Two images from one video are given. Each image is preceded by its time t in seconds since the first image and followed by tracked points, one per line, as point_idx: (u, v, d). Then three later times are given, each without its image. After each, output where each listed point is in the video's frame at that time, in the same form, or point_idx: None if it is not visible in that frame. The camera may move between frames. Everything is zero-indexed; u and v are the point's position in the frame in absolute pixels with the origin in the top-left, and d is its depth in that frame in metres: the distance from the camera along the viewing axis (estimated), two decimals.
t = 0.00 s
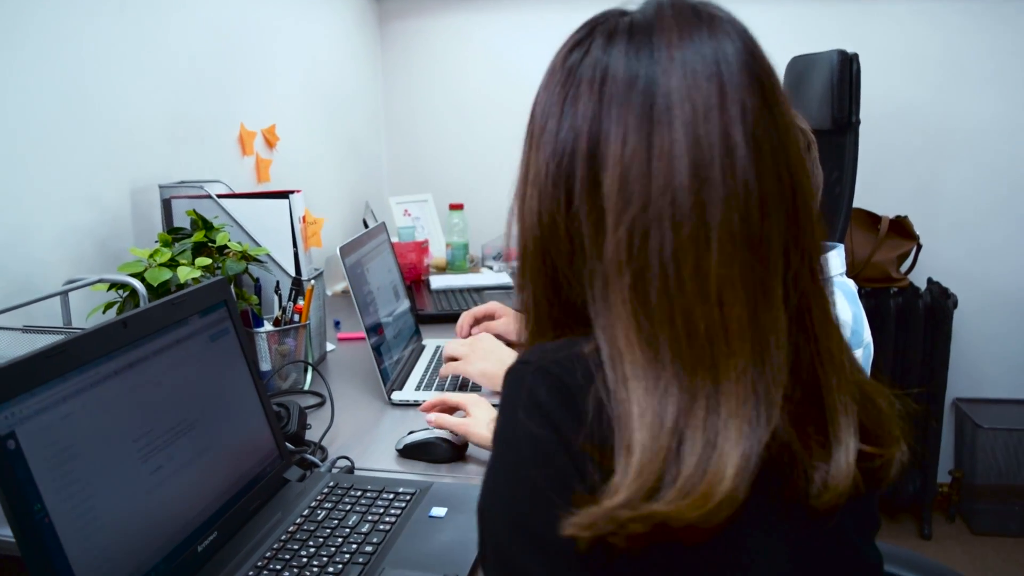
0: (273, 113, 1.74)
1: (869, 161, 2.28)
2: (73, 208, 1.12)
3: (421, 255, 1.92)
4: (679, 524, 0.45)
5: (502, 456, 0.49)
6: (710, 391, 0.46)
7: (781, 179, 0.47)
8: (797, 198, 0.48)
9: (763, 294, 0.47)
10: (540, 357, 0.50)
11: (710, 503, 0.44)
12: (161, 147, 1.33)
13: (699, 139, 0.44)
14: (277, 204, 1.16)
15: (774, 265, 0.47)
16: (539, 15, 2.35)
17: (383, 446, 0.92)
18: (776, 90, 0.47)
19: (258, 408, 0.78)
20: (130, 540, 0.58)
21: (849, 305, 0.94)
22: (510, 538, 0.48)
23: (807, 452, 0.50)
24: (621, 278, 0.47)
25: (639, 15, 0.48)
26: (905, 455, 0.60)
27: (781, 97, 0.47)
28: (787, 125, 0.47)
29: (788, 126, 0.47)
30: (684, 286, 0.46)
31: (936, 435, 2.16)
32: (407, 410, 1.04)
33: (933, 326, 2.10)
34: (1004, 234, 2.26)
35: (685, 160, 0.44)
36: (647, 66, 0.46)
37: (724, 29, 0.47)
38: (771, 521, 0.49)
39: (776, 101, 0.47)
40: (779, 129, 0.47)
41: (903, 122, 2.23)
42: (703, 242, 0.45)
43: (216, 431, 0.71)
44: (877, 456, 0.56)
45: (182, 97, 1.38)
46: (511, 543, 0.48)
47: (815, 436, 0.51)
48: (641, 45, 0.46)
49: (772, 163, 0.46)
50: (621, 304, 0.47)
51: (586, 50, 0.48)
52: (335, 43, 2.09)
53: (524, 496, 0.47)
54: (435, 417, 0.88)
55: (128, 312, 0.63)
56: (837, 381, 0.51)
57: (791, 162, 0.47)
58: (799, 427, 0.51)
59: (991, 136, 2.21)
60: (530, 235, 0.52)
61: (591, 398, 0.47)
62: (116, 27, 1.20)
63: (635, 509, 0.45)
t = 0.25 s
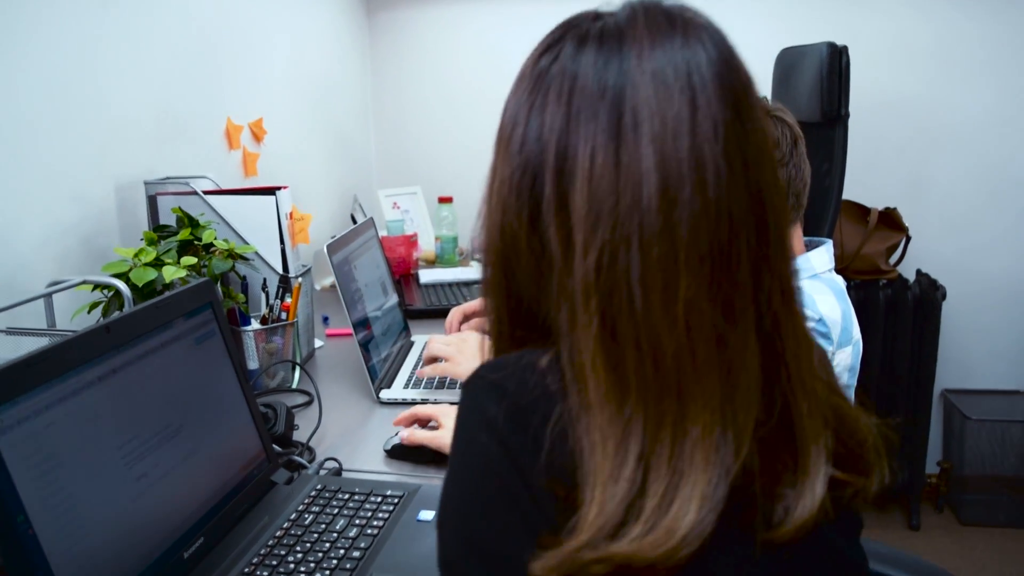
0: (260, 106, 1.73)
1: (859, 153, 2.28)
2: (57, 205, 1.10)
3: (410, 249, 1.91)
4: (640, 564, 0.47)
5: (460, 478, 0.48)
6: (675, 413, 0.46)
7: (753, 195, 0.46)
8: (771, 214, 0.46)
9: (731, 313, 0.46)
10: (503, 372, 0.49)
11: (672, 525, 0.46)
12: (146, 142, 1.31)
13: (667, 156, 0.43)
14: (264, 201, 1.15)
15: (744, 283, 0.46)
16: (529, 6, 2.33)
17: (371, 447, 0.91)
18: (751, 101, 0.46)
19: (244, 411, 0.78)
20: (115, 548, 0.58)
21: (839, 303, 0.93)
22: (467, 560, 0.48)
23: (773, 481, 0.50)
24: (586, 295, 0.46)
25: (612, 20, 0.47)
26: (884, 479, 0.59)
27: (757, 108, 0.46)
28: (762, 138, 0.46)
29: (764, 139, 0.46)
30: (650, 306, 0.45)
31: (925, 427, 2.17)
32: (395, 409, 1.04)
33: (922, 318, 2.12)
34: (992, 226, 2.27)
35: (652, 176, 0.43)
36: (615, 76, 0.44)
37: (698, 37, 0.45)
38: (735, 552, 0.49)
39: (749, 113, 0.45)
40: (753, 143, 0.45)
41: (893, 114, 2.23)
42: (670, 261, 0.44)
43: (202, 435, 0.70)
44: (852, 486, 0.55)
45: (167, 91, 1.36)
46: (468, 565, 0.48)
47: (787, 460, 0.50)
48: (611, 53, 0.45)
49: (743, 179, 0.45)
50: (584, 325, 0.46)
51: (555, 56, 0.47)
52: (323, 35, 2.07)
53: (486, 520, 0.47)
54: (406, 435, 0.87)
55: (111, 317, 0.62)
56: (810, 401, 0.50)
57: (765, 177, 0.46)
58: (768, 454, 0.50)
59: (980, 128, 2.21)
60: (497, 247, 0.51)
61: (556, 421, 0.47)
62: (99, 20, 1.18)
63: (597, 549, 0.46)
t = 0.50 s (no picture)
0: (265, 120, 1.73)
1: (861, 173, 2.28)
2: (63, 224, 1.11)
3: (413, 263, 1.91)
4: None
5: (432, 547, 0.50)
6: (635, 489, 0.47)
7: (715, 272, 0.46)
8: (734, 292, 0.46)
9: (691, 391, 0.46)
10: (470, 445, 0.49)
11: None
12: (152, 159, 1.32)
13: (624, 241, 0.43)
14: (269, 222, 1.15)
15: (705, 361, 0.46)
16: (533, 20, 2.33)
17: (373, 475, 0.92)
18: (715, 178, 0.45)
19: (249, 440, 0.78)
20: None
21: (841, 338, 0.95)
22: None
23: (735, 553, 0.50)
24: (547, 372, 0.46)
25: (577, 95, 0.47)
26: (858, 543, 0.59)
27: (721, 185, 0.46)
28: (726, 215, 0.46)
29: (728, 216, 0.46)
30: (608, 384, 0.45)
31: (923, 447, 2.18)
32: (397, 433, 1.04)
33: (921, 339, 2.12)
34: (993, 248, 2.27)
35: (609, 259, 0.43)
36: (575, 155, 0.44)
37: (662, 114, 0.45)
38: None
39: (713, 191, 0.45)
40: (716, 221, 0.45)
41: (896, 134, 2.23)
42: (628, 341, 0.44)
43: (208, 468, 0.70)
44: (818, 553, 0.55)
45: (173, 107, 1.37)
46: None
47: (751, 532, 0.51)
48: (573, 131, 0.45)
49: (704, 258, 0.45)
50: (547, 402, 0.46)
51: (520, 131, 0.47)
52: (327, 47, 2.07)
53: None
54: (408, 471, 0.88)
55: (122, 353, 0.62)
56: (775, 473, 0.50)
57: (727, 256, 0.46)
58: (733, 527, 0.51)
59: (982, 150, 2.22)
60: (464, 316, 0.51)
61: (522, 496, 0.48)
62: (107, 39, 1.19)
63: None
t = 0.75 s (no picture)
0: (278, 143, 1.75)
1: (871, 199, 2.26)
2: (78, 255, 1.13)
3: (423, 285, 1.92)
4: None
5: None
6: None
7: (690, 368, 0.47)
8: (708, 385, 0.47)
9: (665, 481, 0.48)
10: (460, 529, 0.53)
11: None
12: (166, 186, 1.33)
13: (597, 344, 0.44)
14: (278, 254, 1.17)
15: (679, 452, 0.47)
16: (546, 38, 2.32)
17: (377, 515, 0.93)
18: (690, 275, 0.46)
19: (257, 483, 0.79)
20: None
21: (843, 386, 0.95)
22: None
23: None
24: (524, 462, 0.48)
25: (556, 191, 0.48)
26: None
27: (696, 282, 0.47)
28: (701, 310, 0.47)
29: (702, 312, 0.47)
30: (581, 476, 0.47)
31: (929, 476, 2.17)
32: (403, 469, 1.05)
33: (929, 368, 2.11)
34: (1005, 276, 2.25)
35: (583, 357, 0.45)
36: (551, 255, 0.46)
37: (638, 214, 0.46)
38: None
39: (688, 287, 0.46)
40: (690, 318, 0.46)
41: (909, 161, 2.21)
42: (601, 435, 0.46)
43: (216, 514, 0.72)
44: None
45: (186, 135, 1.39)
46: None
47: None
48: (550, 231, 0.46)
49: (677, 354, 0.46)
50: (525, 494, 0.48)
51: (500, 227, 0.48)
52: (340, 66, 2.08)
53: None
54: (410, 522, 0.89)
55: (133, 407, 0.63)
56: (752, 558, 0.51)
57: (701, 351, 0.47)
58: None
59: (996, 179, 2.19)
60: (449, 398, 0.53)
61: None
62: (122, 71, 1.21)
63: None
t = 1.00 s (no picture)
0: (282, 159, 1.76)
1: (875, 217, 2.25)
2: (81, 279, 1.14)
3: (425, 301, 1.93)
4: None
5: None
6: None
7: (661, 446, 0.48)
8: (678, 463, 0.48)
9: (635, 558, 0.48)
10: None
11: None
12: (169, 207, 1.35)
13: (568, 425, 0.45)
14: (278, 279, 1.18)
15: (648, 529, 0.48)
16: (553, 52, 2.32)
17: (371, 546, 0.94)
18: (661, 356, 0.47)
19: (251, 517, 0.81)
20: None
21: (837, 424, 0.96)
22: None
23: None
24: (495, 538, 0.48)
25: (530, 271, 0.49)
26: None
27: (667, 362, 0.48)
28: (672, 391, 0.48)
29: (673, 393, 0.48)
30: (551, 555, 0.47)
31: (929, 496, 2.16)
32: (399, 497, 1.06)
33: (931, 389, 2.11)
34: (1009, 296, 2.24)
35: (553, 439, 0.45)
36: (523, 337, 0.46)
37: (610, 296, 0.47)
38: None
39: (658, 369, 0.47)
40: (660, 399, 0.47)
41: (913, 179, 2.20)
42: (571, 515, 0.46)
43: (208, 552, 0.73)
44: None
45: (190, 156, 1.40)
46: None
47: None
48: (523, 312, 0.47)
49: (647, 435, 0.47)
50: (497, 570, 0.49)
51: (475, 305, 0.49)
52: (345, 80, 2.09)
53: None
54: (404, 557, 0.90)
55: (128, 450, 0.65)
56: None
57: (672, 431, 0.48)
58: None
59: (1002, 198, 2.18)
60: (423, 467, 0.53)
61: None
62: (126, 94, 1.22)
63: None
